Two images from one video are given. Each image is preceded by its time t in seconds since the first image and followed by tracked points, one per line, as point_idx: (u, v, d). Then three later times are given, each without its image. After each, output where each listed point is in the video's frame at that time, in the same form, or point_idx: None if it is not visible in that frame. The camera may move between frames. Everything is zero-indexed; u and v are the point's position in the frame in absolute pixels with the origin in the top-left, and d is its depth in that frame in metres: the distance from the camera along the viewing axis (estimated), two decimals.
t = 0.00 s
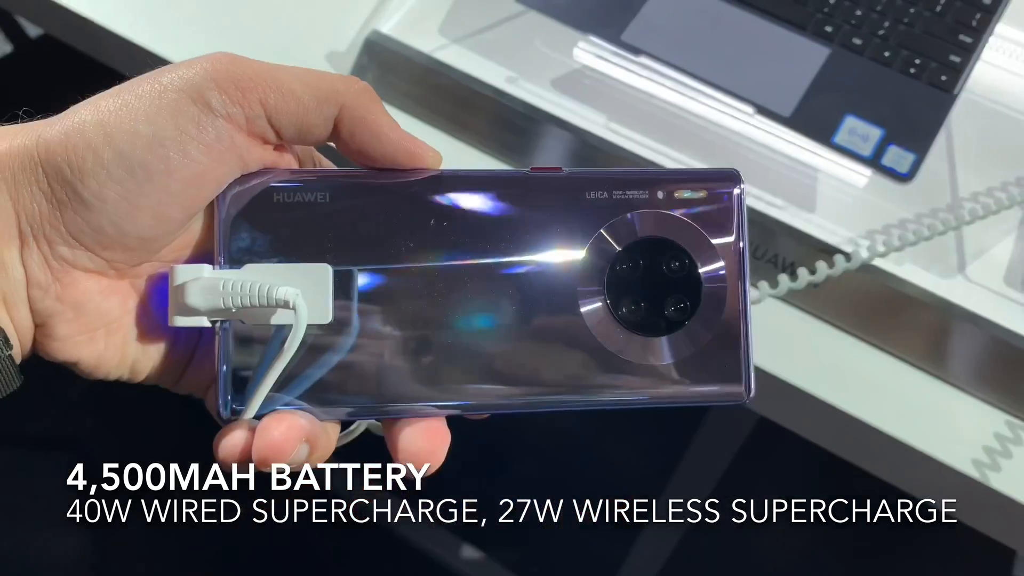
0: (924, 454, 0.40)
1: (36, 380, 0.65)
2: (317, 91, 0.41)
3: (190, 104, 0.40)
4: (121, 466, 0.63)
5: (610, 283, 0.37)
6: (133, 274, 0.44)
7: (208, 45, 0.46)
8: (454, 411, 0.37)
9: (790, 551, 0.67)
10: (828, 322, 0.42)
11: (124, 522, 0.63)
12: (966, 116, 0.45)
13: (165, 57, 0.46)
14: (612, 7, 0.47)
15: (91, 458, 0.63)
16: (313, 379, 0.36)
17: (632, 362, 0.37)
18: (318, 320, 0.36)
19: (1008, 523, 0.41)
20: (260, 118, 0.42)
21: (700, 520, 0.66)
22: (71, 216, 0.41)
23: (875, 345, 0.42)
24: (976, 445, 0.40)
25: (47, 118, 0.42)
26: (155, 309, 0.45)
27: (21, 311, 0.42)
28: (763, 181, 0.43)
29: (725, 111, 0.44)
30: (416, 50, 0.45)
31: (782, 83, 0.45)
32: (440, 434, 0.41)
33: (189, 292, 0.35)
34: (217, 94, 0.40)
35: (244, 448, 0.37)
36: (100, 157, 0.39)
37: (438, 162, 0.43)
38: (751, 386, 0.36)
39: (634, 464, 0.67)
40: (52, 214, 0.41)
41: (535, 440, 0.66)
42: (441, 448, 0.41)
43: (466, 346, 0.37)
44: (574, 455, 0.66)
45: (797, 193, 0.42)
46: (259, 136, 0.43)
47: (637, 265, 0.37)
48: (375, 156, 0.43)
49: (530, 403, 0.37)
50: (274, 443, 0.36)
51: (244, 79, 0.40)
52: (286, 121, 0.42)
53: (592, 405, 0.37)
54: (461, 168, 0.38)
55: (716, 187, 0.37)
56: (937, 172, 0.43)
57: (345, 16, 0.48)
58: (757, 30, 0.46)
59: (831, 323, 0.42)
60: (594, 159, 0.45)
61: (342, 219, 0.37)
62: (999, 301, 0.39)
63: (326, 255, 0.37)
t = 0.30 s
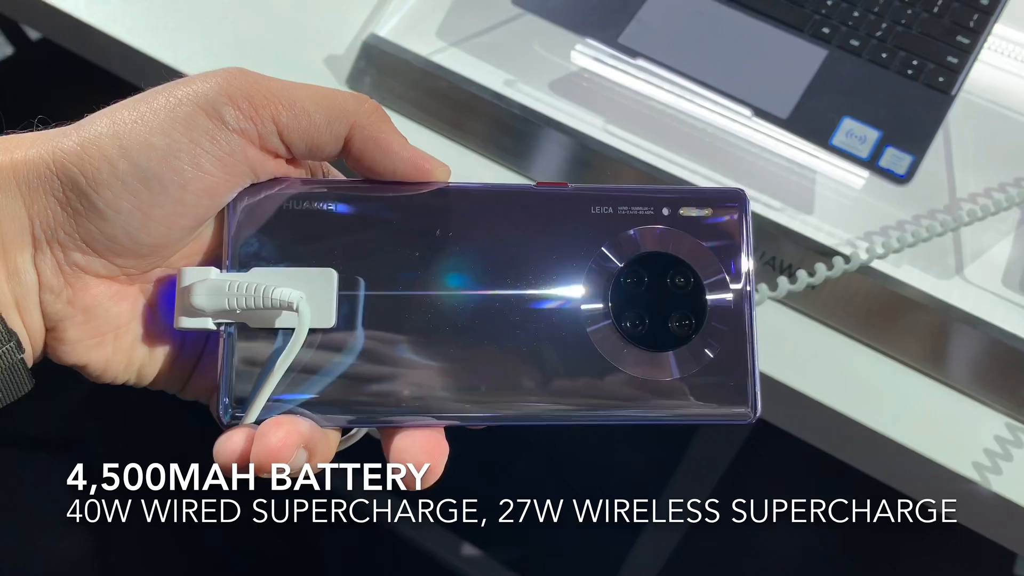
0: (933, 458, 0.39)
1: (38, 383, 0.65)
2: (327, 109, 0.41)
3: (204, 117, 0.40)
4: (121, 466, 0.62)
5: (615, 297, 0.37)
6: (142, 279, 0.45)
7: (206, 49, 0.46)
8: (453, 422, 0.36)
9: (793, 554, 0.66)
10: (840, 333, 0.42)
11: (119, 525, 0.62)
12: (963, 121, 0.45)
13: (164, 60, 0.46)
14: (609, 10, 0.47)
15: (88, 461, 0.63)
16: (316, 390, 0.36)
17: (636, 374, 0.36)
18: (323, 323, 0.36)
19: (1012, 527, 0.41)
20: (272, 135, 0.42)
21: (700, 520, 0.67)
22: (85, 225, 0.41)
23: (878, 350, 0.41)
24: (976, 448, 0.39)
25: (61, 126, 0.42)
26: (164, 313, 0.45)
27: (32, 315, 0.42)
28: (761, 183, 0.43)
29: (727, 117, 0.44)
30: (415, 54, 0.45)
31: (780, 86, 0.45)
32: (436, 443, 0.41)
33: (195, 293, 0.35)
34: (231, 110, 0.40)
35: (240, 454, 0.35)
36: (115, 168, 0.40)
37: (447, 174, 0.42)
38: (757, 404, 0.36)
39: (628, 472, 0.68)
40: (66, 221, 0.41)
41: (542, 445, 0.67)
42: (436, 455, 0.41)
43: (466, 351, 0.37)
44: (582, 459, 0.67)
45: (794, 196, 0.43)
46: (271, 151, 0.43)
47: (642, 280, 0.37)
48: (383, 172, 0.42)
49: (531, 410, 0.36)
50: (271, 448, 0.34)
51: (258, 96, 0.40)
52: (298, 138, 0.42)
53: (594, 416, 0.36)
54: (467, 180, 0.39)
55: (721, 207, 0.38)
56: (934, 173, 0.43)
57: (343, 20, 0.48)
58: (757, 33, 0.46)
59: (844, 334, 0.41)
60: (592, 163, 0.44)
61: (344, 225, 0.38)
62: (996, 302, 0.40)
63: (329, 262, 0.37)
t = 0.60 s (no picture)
0: (934, 456, 0.39)
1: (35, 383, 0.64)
2: (320, 107, 0.41)
3: (197, 115, 0.40)
4: (121, 466, 0.61)
5: (610, 285, 0.37)
6: (137, 276, 0.45)
7: (203, 47, 0.46)
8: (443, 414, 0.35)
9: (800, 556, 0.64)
10: (840, 330, 0.41)
11: (115, 524, 0.60)
12: (963, 118, 0.45)
13: (161, 58, 0.45)
14: (609, 9, 0.47)
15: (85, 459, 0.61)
16: (308, 383, 0.35)
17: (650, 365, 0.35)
18: (312, 309, 0.36)
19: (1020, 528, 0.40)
20: (265, 134, 0.42)
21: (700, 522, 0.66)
22: (80, 223, 0.41)
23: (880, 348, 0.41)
24: (980, 447, 0.39)
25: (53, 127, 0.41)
26: (158, 310, 0.45)
27: (28, 315, 0.42)
28: (761, 181, 0.43)
29: (728, 116, 0.44)
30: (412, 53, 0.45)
31: (781, 83, 0.44)
32: (430, 435, 0.40)
33: (186, 282, 0.36)
34: (224, 108, 0.40)
35: (229, 445, 0.35)
36: (111, 167, 0.39)
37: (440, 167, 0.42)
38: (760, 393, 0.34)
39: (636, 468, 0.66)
40: (61, 220, 0.41)
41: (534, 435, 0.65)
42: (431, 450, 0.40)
43: (462, 345, 0.36)
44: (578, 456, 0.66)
45: (795, 194, 0.42)
46: (263, 149, 0.43)
47: (637, 268, 0.37)
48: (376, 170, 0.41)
49: (539, 404, 0.35)
50: (259, 439, 0.34)
51: (251, 94, 0.40)
52: (291, 138, 0.42)
53: (610, 410, 0.35)
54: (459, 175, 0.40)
55: (719, 195, 0.38)
56: (934, 172, 0.43)
57: (340, 18, 0.48)
58: (757, 30, 0.46)
59: (843, 331, 0.41)
60: (591, 161, 0.44)
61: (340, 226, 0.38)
62: (999, 300, 0.39)
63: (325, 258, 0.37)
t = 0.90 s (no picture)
0: (937, 455, 0.39)
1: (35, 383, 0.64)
2: (325, 113, 0.41)
3: (207, 120, 0.40)
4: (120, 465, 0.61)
5: (612, 279, 0.37)
6: (145, 278, 0.44)
7: (202, 47, 0.46)
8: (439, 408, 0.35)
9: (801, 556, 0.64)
10: (839, 330, 0.41)
11: (115, 525, 0.60)
12: (962, 117, 0.45)
13: (160, 58, 0.45)
14: (608, 8, 0.47)
15: (86, 459, 0.62)
16: (311, 381, 0.35)
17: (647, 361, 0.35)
18: (315, 305, 0.36)
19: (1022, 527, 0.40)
20: (272, 138, 0.41)
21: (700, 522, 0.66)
22: (92, 225, 0.41)
23: (881, 348, 0.41)
24: (982, 447, 0.39)
25: (64, 130, 0.41)
26: (164, 309, 0.45)
27: (40, 316, 0.42)
28: (761, 180, 0.43)
29: (728, 115, 0.44)
30: (411, 52, 0.45)
31: (781, 83, 0.44)
32: (430, 430, 0.40)
33: (191, 277, 0.36)
34: (232, 112, 0.40)
35: (231, 439, 0.34)
36: (123, 170, 0.40)
37: (443, 168, 0.41)
38: (769, 389, 0.34)
39: (636, 468, 0.66)
40: (73, 222, 0.41)
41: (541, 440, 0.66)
42: (431, 444, 0.40)
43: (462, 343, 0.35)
44: (579, 455, 0.66)
45: (795, 193, 0.42)
46: (271, 154, 0.43)
47: (638, 264, 0.37)
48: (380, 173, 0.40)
49: (542, 402, 0.34)
50: (262, 433, 0.33)
51: (259, 99, 0.40)
52: (297, 142, 0.42)
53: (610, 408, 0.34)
54: (461, 176, 0.40)
55: (723, 194, 0.38)
56: (932, 171, 0.43)
57: (340, 19, 0.48)
58: (757, 30, 0.46)
59: (843, 330, 0.41)
60: (590, 161, 0.44)
61: (341, 226, 0.38)
62: (998, 298, 0.40)
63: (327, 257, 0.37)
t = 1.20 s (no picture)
0: (938, 457, 0.39)
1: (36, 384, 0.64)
2: (331, 121, 0.41)
3: (215, 126, 0.40)
4: (121, 466, 0.61)
5: (615, 278, 0.37)
6: (151, 279, 0.44)
7: (203, 50, 0.46)
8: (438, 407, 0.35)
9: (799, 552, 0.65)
10: (839, 332, 0.41)
11: (115, 525, 0.60)
12: (960, 118, 0.45)
13: (161, 61, 0.45)
14: (608, 11, 0.47)
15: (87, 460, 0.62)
16: (316, 382, 0.35)
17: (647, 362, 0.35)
18: (318, 302, 0.36)
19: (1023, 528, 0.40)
20: (278, 144, 0.42)
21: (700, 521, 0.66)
22: (100, 228, 0.41)
23: (881, 349, 0.41)
24: (982, 448, 0.39)
25: (76, 135, 0.42)
26: (169, 310, 0.45)
27: (48, 317, 0.43)
28: (761, 180, 0.43)
29: (728, 117, 0.44)
30: (411, 54, 0.45)
31: (780, 85, 0.44)
32: (433, 429, 0.40)
33: (196, 275, 0.36)
34: (240, 118, 0.40)
35: (234, 438, 0.34)
36: (132, 174, 0.40)
37: (447, 172, 0.41)
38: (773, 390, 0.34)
39: (636, 468, 0.66)
40: (81, 225, 0.41)
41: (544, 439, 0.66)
42: (434, 443, 0.41)
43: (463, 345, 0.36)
44: (581, 454, 0.66)
45: (795, 194, 0.43)
46: (277, 159, 0.43)
47: (641, 264, 0.37)
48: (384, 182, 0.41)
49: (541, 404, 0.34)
50: (267, 432, 0.33)
51: (266, 106, 0.40)
52: (302, 149, 0.42)
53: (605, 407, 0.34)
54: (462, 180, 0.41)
55: (725, 197, 0.38)
56: (931, 173, 0.43)
57: (340, 22, 0.48)
58: (756, 32, 0.46)
59: (843, 332, 0.41)
60: (590, 163, 0.44)
61: (342, 229, 0.38)
62: (998, 300, 0.40)
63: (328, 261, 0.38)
